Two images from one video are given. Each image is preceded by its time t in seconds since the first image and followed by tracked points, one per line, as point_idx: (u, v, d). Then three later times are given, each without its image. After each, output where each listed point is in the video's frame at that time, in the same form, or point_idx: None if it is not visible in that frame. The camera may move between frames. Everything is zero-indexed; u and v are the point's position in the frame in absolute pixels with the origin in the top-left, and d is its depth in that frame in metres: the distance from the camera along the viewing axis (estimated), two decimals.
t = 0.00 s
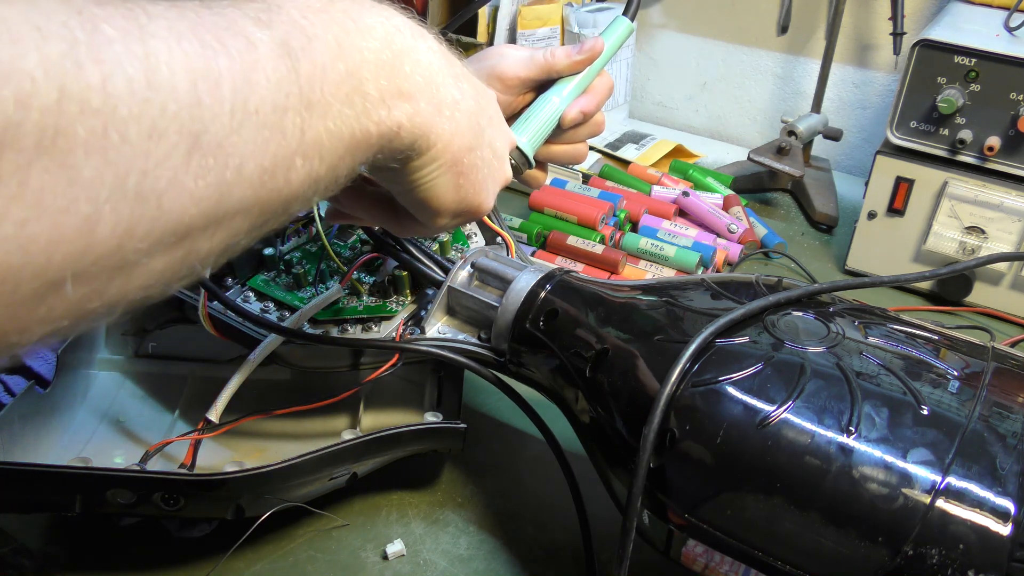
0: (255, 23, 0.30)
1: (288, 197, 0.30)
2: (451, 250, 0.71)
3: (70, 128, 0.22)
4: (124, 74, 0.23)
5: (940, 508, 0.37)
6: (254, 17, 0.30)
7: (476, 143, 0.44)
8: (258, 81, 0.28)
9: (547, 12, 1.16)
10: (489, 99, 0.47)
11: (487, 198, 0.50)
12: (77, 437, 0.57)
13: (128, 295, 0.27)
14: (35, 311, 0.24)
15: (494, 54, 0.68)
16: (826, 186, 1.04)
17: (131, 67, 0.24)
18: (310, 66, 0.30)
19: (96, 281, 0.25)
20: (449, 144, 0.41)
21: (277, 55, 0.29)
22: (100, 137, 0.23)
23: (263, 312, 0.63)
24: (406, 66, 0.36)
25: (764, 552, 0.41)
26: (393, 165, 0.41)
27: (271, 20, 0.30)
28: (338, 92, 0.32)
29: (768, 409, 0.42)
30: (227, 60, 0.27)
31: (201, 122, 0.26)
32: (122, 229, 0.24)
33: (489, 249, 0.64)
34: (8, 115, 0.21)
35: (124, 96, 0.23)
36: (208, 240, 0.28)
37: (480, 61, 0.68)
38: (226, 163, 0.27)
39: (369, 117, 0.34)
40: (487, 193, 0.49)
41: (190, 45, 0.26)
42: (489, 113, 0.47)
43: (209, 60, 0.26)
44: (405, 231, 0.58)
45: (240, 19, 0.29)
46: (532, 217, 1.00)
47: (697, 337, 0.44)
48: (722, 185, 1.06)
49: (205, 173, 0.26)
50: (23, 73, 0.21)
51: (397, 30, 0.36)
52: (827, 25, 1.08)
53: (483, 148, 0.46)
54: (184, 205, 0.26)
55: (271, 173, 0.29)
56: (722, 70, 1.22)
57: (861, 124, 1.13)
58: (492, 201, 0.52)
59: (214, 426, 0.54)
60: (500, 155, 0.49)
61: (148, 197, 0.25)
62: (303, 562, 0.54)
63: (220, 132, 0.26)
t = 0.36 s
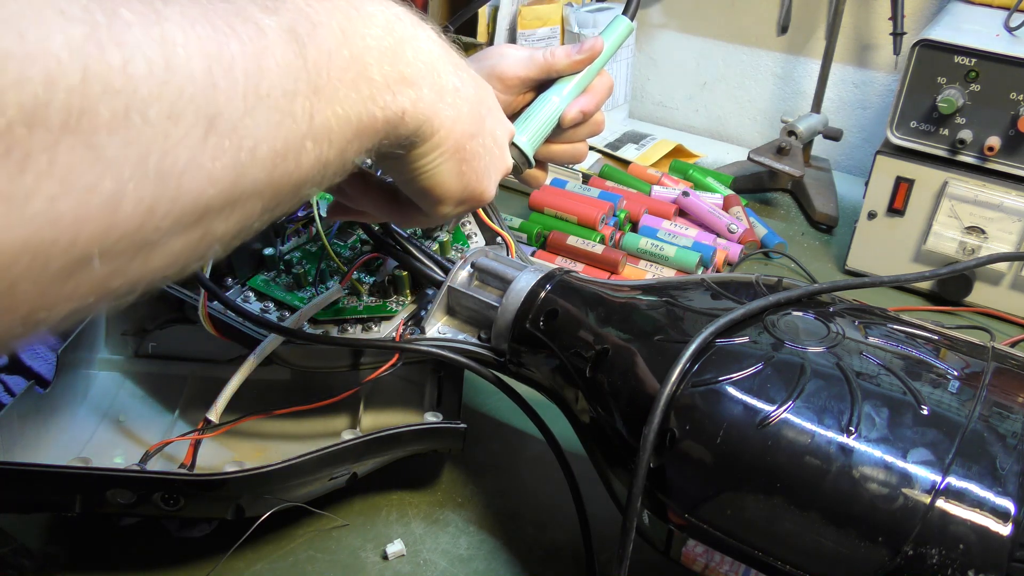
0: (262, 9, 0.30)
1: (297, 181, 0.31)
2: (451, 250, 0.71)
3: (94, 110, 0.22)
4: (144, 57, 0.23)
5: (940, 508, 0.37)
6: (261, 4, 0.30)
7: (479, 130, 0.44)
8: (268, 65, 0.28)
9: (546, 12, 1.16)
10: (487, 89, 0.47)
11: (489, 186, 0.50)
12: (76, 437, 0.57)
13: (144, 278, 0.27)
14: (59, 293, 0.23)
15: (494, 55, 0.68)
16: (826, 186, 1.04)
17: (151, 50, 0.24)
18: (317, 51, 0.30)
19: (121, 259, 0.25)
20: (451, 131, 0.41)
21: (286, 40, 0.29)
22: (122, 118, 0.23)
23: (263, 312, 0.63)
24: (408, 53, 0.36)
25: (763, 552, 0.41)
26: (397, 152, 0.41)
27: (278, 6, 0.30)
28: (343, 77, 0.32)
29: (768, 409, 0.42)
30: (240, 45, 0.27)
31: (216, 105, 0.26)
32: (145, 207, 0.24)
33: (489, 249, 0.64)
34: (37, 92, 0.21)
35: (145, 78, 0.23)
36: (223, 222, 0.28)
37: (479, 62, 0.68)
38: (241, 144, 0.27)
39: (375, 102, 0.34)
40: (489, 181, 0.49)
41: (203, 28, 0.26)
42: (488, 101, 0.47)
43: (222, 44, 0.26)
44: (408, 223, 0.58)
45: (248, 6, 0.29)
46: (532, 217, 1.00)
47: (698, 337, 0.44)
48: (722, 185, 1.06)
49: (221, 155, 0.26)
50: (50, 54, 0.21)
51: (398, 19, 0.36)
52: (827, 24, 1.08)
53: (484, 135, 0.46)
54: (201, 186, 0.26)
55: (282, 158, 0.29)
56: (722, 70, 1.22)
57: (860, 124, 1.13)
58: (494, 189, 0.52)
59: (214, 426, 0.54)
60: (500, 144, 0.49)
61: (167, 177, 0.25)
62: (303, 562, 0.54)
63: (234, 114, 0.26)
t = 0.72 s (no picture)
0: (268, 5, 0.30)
1: (304, 176, 0.30)
2: (451, 250, 0.71)
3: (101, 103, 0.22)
4: (154, 50, 0.23)
5: (940, 508, 0.37)
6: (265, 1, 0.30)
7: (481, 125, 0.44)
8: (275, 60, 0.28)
9: (546, 12, 1.16)
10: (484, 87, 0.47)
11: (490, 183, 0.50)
12: (77, 436, 0.57)
13: (154, 271, 0.27)
14: (73, 281, 0.24)
15: (494, 55, 0.68)
16: (826, 186, 1.04)
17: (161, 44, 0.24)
18: (320, 48, 0.30)
19: (131, 250, 0.25)
20: (454, 127, 0.41)
21: (291, 35, 0.29)
22: (134, 110, 0.23)
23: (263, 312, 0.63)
24: (408, 50, 0.36)
25: (763, 552, 0.41)
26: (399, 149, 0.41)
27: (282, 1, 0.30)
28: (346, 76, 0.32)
29: (768, 409, 0.42)
30: (247, 40, 0.27)
31: (225, 97, 0.26)
32: (155, 200, 0.24)
33: (489, 249, 0.64)
34: (49, 84, 0.21)
35: (155, 71, 0.23)
36: (233, 214, 0.28)
37: (480, 62, 0.68)
38: (249, 138, 0.27)
39: (378, 97, 0.34)
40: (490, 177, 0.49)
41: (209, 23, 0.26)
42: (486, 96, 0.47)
43: (230, 39, 0.26)
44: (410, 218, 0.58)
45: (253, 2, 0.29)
46: (532, 217, 1.00)
47: (698, 337, 0.44)
48: (722, 185, 1.06)
49: (230, 147, 0.26)
50: (63, 46, 0.21)
51: (397, 17, 0.37)
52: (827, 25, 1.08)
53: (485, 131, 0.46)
54: (211, 178, 0.26)
55: (288, 152, 0.29)
56: (722, 70, 1.22)
57: (860, 124, 1.13)
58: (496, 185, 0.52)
59: (213, 426, 0.54)
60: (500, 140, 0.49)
61: (178, 169, 0.25)
62: (303, 562, 0.54)
63: (243, 108, 0.26)
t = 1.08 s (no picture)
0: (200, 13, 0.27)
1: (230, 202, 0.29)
2: (451, 251, 0.71)
3: (71, 122, 0.23)
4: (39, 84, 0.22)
5: (940, 508, 0.37)
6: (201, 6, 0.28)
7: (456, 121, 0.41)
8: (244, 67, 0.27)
9: (546, 11, 1.16)
10: (471, 72, 0.44)
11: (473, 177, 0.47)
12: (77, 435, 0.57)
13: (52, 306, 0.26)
14: (50, 285, 0.25)
15: (491, 44, 0.68)
16: (826, 186, 1.04)
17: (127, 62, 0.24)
18: (263, 63, 0.28)
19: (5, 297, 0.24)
20: (420, 135, 0.39)
21: (222, 51, 0.27)
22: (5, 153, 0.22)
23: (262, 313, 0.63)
24: (370, 55, 0.34)
25: (763, 553, 0.41)
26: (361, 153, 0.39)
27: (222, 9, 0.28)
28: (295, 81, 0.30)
29: (768, 410, 0.42)
30: (161, 60, 0.25)
31: (125, 129, 0.24)
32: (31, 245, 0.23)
33: (489, 249, 0.64)
34: None
35: (113, 88, 0.24)
36: (137, 249, 0.27)
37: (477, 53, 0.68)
38: (158, 171, 0.25)
39: (326, 111, 0.31)
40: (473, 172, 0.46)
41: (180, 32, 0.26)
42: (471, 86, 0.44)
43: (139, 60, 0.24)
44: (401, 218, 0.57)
45: (184, 10, 0.27)
46: (532, 217, 1.00)
47: (698, 337, 0.44)
48: (722, 185, 1.06)
49: (131, 184, 0.25)
50: None
51: (359, 15, 0.34)
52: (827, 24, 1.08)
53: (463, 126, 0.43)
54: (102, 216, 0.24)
55: (205, 182, 0.27)
56: (722, 70, 1.22)
57: (861, 124, 1.13)
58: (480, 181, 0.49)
59: (213, 426, 0.54)
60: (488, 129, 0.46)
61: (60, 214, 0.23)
62: (303, 562, 0.54)
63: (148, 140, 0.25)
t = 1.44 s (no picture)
0: None
1: None
2: (451, 251, 0.71)
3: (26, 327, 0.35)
4: None
5: (940, 508, 0.37)
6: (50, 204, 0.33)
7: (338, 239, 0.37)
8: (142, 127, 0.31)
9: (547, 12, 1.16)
10: (355, 206, 0.37)
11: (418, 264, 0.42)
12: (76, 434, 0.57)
13: None
14: None
15: (497, 24, 0.72)
16: (826, 186, 1.04)
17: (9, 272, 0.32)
18: (44, 274, 0.32)
19: None
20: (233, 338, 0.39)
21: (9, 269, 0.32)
22: None
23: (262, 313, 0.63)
24: (151, 240, 0.33)
25: (763, 553, 0.41)
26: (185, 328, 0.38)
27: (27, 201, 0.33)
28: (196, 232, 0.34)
29: (768, 409, 0.42)
30: None
31: None
32: None
33: (489, 249, 0.64)
34: None
35: None
36: None
37: (484, 31, 0.72)
38: None
39: (67, 298, 0.33)
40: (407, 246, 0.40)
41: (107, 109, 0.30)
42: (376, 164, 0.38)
43: None
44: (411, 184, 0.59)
45: None
46: (532, 217, 1.00)
47: (697, 337, 0.44)
48: (722, 185, 1.06)
49: None
50: None
51: (134, 191, 0.33)
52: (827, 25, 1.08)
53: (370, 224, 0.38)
54: None
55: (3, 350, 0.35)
56: (722, 70, 1.22)
57: (861, 124, 1.13)
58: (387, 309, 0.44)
59: (213, 426, 0.55)
60: (370, 273, 0.39)
61: None
62: (303, 562, 0.54)
63: None
